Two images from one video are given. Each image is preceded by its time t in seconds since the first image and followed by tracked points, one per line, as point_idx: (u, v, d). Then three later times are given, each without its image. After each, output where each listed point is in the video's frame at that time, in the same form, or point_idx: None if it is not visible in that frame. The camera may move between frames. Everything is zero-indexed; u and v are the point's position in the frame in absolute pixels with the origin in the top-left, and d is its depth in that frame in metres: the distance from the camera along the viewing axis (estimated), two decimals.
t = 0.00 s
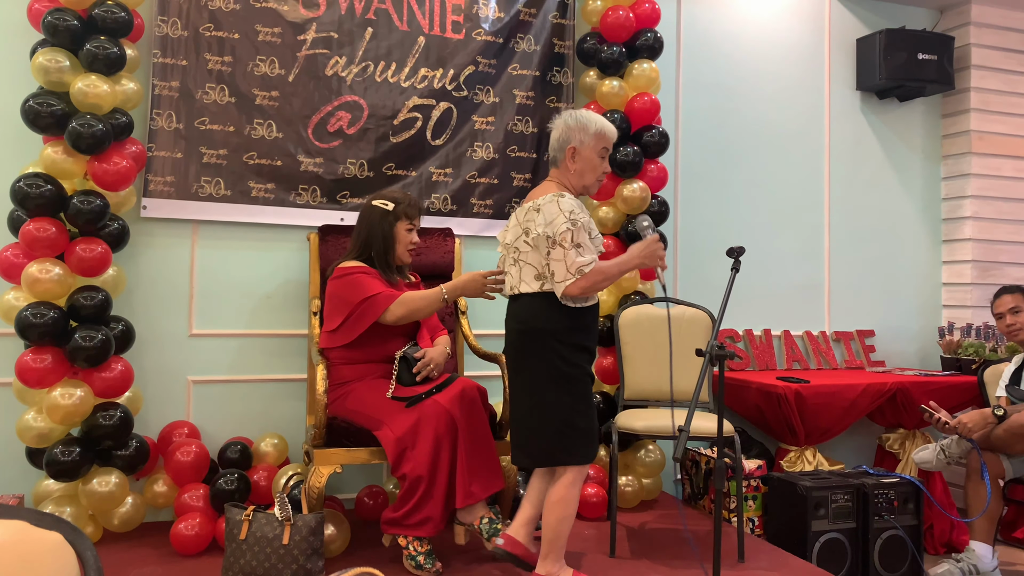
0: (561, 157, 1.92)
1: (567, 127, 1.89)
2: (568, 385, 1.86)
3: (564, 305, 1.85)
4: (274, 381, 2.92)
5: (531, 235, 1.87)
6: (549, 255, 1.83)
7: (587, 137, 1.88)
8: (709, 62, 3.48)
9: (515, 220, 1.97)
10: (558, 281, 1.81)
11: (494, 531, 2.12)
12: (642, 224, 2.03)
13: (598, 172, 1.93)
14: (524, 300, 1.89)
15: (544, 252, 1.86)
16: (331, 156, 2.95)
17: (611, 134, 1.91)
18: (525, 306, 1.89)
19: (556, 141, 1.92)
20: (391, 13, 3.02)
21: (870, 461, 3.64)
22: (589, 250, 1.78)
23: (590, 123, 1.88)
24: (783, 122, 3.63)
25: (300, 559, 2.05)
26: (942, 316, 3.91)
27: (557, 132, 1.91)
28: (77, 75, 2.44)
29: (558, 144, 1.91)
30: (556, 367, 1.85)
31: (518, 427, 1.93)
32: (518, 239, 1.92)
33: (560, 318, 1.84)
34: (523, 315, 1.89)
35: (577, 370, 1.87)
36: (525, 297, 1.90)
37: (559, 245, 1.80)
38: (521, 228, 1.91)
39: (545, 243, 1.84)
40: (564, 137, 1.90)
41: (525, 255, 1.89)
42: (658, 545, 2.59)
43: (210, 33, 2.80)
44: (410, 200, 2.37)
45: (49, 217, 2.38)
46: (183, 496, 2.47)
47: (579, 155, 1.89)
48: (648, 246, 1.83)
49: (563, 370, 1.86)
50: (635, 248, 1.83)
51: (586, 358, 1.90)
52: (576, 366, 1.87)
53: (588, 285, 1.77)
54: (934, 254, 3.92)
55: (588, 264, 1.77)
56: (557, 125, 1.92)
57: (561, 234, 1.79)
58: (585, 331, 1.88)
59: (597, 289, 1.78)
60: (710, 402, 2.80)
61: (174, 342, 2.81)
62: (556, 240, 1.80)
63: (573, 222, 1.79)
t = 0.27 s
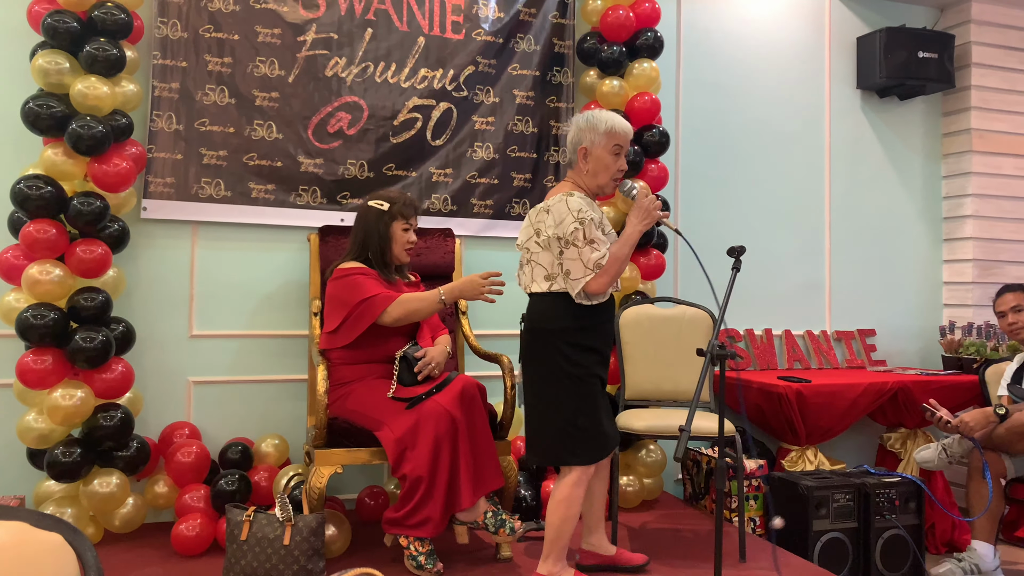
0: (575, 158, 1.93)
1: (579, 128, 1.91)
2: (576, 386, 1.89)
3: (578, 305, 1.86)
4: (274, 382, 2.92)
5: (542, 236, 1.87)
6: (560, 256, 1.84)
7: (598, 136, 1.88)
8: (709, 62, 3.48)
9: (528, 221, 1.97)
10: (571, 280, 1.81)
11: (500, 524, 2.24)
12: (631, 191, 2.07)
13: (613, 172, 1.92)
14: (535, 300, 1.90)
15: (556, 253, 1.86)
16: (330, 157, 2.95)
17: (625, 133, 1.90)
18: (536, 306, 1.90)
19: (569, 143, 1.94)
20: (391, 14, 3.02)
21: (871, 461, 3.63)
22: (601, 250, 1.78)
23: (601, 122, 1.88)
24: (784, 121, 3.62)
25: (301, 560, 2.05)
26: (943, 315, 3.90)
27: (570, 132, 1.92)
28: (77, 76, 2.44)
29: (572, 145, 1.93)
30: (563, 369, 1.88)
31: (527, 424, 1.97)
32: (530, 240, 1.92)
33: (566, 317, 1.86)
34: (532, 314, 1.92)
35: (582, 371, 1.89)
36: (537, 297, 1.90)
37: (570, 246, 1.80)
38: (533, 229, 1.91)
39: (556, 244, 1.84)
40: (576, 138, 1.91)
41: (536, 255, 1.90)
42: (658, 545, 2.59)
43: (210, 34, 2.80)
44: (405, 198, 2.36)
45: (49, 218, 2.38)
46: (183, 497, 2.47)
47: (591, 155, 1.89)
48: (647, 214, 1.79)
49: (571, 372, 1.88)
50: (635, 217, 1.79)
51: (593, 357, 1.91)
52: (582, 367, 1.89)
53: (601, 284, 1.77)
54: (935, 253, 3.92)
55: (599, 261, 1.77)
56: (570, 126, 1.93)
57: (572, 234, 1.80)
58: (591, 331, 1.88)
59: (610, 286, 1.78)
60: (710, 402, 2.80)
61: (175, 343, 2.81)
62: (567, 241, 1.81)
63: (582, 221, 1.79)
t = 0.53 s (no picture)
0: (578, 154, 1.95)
1: (580, 124, 1.92)
2: (580, 379, 1.89)
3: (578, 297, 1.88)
4: (270, 376, 2.90)
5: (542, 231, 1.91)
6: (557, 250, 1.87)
7: (598, 131, 1.89)
8: (703, 54, 3.48)
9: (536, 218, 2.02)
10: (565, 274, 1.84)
11: (480, 526, 2.23)
12: (631, 182, 2.04)
13: (616, 166, 1.91)
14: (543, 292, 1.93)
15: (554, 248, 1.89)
16: (325, 150, 2.94)
17: (628, 127, 1.90)
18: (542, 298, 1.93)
19: (573, 139, 1.96)
20: (386, 6, 3.01)
21: (865, 452, 3.65)
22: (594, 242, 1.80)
23: (600, 118, 1.88)
24: (778, 114, 3.63)
25: (296, 555, 2.04)
26: (937, 307, 3.92)
27: (572, 129, 1.94)
28: (69, 68, 2.42)
29: (574, 141, 1.95)
30: (566, 361, 1.89)
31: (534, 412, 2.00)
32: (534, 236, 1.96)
33: (568, 308, 1.87)
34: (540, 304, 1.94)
35: (584, 361, 1.88)
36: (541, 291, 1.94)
37: (565, 240, 1.83)
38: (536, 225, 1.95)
39: (553, 238, 1.87)
40: (578, 134, 1.93)
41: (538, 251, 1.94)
42: (655, 537, 2.59)
43: (203, 25, 2.78)
44: (395, 190, 2.33)
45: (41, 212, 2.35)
46: (178, 492, 2.46)
47: (592, 150, 1.91)
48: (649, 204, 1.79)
49: (574, 364, 1.89)
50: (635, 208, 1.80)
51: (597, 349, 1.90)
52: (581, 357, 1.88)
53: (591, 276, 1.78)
54: (928, 245, 3.94)
55: (592, 255, 1.78)
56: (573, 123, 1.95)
57: (566, 229, 1.82)
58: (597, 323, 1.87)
59: (604, 278, 1.78)
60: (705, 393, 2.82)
61: (169, 338, 2.79)
62: (562, 235, 1.83)
63: (577, 215, 1.81)
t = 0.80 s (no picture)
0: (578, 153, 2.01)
1: (578, 124, 1.98)
2: (572, 368, 1.97)
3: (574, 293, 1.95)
4: (258, 373, 2.90)
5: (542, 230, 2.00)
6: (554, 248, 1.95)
7: (593, 130, 1.94)
8: (694, 51, 3.47)
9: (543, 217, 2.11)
10: (560, 272, 1.92)
11: (472, 532, 2.23)
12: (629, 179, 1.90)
13: (612, 164, 1.94)
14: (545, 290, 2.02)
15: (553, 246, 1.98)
16: (314, 147, 2.93)
17: (624, 124, 1.92)
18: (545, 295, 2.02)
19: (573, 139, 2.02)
20: (374, 2, 3.00)
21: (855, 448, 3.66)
22: (584, 240, 1.87)
23: (594, 116, 1.93)
24: (768, 112, 3.63)
25: (286, 551, 2.04)
26: (927, 303, 3.93)
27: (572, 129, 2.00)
28: (56, 65, 2.41)
29: (574, 141, 2.01)
30: (558, 351, 1.98)
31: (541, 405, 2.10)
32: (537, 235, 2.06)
33: (561, 301, 1.96)
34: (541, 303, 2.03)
35: (578, 355, 1.96)
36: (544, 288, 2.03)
37: (559, 239, 1.91)
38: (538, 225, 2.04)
39: (550, 237, 1.95)
40: (576, 133, 1.98)
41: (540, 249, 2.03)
42: (644, 534, 2.60)
43: (191, 22, 2.77)
44: (398, 187, 2.30)
45: (28, 210, 2.35)
46: (167, 489, 2.46)
47: (589, 150, 1.96)
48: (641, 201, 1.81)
49: (565, 356, 1.97)
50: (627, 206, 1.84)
51: (587, 342, 1.96)
52: (575, 350, 1.96)
53: (582, 273, 1.85)
54: (918, 242, 3.94)
55: (581, 253, 1.85)
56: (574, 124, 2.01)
57: (560, 227, 1.90)
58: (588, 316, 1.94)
59: (593, 276, 1.85)
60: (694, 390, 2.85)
61: (158, 335, 2.79)
62: (557, 234, 1.91)
63: (568, 215, 1.89)
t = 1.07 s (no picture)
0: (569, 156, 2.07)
1: (567, 128, 2.05)
2: (567, 373, 2.04)
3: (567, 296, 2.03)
4: (256, 375, 2.89)
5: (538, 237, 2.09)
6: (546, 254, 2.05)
7: (579, 132, 2.00)
8: (689, 49, 3.48)
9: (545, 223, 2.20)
10: (550, 276, 2.01)
11: (470, 538, 2.21)
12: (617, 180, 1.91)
13: (602, 163, 1.98)
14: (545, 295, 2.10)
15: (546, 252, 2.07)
16: (309, 148, 2.93)
17: (610, 125, 1.97)
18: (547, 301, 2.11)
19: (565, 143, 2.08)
20: (368, 3, 3.00)
21: (854, 445, 3.67)
22: (568, 245, 1.95)
23: (580, 119, 1.99)
24: (764, 109, 3.63)
25: (286, 554, 2.04)
26: (923, 300, 3.94)
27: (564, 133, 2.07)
28: (49, 68, 2.40)
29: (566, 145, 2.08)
30: (559, 356, 2.05)
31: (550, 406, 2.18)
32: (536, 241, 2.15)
33: (555, 307, 2.04)
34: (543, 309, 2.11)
35: (572, 359, 2.02)
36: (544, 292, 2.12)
37: (547, 245, 2.00)
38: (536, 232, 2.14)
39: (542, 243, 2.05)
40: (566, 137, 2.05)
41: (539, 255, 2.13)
42: (644, 532, 2.60)
43: (184, 25, 2.76)
44: (410, 189, 2.29)
45: (23, 214, 2.34)
46: (166, 493, 2.45)
47: (578, 152, 2.02)
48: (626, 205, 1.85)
49: (561, 361, 2.04)
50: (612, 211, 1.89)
51: (581, 346, 2.02)
52: (569, 355, 2.02)
53: (565, 277, 1.94)
54: (915, 238, 3.95)
55: (566, 260, 1.93)
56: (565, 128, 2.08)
57: (547, 234, 1.99)
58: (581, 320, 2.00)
59: (577, 281, 1.92)
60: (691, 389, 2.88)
61: (155, 339, 2.78)
62: (546, 240, 2.01)
63: (554, 221, 1.97)
